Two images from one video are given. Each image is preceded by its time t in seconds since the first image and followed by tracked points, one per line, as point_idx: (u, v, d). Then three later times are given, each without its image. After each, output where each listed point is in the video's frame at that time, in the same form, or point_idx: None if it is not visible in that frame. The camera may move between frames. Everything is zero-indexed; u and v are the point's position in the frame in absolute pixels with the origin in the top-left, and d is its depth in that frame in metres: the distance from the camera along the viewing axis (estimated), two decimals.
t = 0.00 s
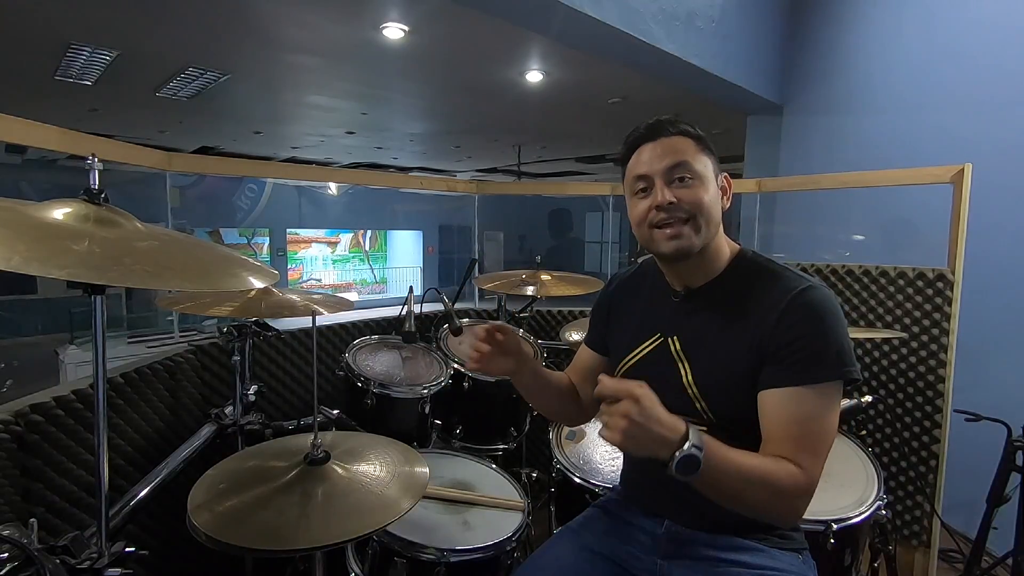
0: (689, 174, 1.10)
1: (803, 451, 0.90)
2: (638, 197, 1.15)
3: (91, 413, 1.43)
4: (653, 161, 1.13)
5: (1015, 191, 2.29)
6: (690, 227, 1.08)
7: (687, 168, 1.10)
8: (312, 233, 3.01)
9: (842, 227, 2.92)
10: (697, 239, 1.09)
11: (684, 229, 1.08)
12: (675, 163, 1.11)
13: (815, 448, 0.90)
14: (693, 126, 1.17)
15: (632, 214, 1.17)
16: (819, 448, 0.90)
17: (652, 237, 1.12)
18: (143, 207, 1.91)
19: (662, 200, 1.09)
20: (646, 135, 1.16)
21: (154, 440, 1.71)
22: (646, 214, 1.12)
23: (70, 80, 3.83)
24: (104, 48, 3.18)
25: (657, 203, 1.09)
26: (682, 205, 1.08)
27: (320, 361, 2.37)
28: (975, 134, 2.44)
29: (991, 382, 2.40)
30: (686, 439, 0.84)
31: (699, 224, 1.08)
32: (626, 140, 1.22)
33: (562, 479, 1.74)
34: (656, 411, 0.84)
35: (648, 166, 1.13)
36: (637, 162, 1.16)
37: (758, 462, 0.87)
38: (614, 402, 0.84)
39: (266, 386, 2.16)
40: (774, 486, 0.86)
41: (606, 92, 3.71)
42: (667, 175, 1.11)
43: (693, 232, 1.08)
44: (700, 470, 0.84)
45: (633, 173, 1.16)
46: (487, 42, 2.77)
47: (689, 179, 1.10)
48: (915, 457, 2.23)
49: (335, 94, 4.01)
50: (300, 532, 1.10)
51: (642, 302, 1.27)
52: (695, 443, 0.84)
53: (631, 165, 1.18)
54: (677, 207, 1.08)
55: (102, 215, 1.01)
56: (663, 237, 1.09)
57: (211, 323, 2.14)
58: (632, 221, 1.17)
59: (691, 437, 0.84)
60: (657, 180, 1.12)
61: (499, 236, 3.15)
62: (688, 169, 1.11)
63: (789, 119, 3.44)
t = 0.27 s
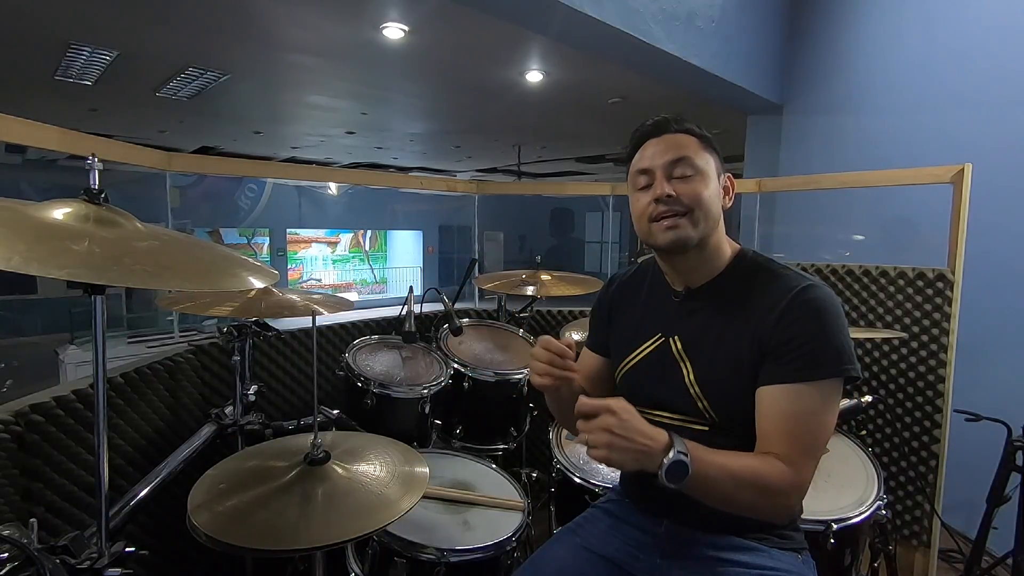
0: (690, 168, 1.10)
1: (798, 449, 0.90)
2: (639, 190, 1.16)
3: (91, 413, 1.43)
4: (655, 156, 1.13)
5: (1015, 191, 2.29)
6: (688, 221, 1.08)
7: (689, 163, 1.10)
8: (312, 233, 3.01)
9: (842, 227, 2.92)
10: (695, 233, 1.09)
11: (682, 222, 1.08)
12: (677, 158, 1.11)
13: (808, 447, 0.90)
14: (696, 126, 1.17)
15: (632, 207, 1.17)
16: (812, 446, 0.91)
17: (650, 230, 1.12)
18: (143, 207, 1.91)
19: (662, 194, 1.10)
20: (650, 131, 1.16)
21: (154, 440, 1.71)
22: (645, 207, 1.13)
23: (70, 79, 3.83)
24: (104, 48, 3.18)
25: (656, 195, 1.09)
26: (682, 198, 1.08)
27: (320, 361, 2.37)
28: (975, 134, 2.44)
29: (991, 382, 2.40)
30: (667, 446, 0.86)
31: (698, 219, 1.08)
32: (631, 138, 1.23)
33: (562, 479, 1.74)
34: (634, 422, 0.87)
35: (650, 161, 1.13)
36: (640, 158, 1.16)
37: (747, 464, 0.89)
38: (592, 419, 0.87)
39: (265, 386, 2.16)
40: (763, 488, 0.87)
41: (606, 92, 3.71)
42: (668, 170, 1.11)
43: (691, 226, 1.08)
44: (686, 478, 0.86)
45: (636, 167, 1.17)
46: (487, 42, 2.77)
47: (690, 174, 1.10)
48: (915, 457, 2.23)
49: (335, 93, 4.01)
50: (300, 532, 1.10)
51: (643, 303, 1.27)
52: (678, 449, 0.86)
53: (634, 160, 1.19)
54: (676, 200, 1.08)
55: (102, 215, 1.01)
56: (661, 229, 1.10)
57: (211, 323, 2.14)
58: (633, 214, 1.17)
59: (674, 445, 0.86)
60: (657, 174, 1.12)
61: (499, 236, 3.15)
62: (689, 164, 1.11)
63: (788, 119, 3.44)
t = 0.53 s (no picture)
0: (670, 180, 1.09)
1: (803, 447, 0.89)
2: (627, 206, 1.17)
3: (91, 413, 1.43)
4: (637, 171, 1.13)
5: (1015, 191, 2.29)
6: (671, 237, 1.08)
7: (671, 176, 1.09)
8: (312, 233, 3.01)
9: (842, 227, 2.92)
10: (681, 246, 1.08)
11: (665, 239, 1.08)
12: (657, 171, 1.10)
13: (812, 446, 0.89)
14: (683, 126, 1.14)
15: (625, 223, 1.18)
16: (817, 446, 0.90)
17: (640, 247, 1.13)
18: (143, 207, 1.91)
19: (644, 212, 1.10)
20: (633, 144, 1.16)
21: (154, 440, 1.71)
22: (636, 224, 1.13)
23: (70, 79, 3.83)
24: (104, 48, 3.18)
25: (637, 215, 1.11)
26: (661, 215, 1.08)
27: (320, 361, 2.37)
28: (976, 134, 2.44)
29: (991, 382, 2.40)
30: (653, 432, 0.90)
31: (682, 232, 1.08)
32: (621, 147, 1.23)
33: (562, 479, 1.74)
34: (619, 411, 0.91)
35: (632, 178, 1.14)
36: (625, 173, 1.17)
37: (742, 461, 0.89)
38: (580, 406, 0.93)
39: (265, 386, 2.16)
40: (756, 485, 0.88)
41: (606, 92, 3.71)
42: (649, 185, 1.11)
43: (674, 241, 1.08)
44: (671, 463, 0.89)
45: (624, 181, 1.17)
46: (487, 42, 2.77)
47: (670, 186, 1.09)
48: (915, 457, 2.23)
49: (335, 94, 4.01)
50: (300, 532, 1.10)
51: (645, 302, 1.27)
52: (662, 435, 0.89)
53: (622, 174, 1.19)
54: (656, 218, 1.08)
55: (102, 215, 1.01)
56: (648, 247, 1.11)
57: (211, 323, 2.14)
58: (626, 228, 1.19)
59: (657, 431, 0.90)
60: (640, 191, 1.12)
61: (499, 236, 3.15)
62: (669, 175, 1.09)
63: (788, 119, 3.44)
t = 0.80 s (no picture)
0: (701, 189, 1.07)
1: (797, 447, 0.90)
2: (647, 207, 1.13)
3: (91, 414, 1.43)
4: (665, 172, 1.09)
5: (1015, 191, 2.29)
6: (697, 248, 1.07)
7: (703, 185, 1.07)
8: (312, 233, 3.01)
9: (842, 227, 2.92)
10: (703, 258, 1.08)
11: (690, 249, 1.07)
12: (688, 177, 1.07)
13: (806, 448, 0.90)
14: (707, 129, 1.12)
15: (640, 223, 1.15)
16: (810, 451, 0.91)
17: (658, 252, 1.11)
18: (143, 207, 1.91)
19: (671, 218, 1.08)
20: (660, 140, 1.12)
21: (154, 440, 1.71)
22: (656, 228, 1.10)
23: (70, 79, 3.83)
24: (104, 48, 3.18)
25: (665, 220, 1.08)
26: (691, 224, 1.06)
27: (320, 361, 2.38)
28: (976, 134, 2.44)
29: (991, 382, 2.40)
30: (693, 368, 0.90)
31: (706, 243, 1.08)
32: (639, 140, 1.18)
33: (562, 479, 1.74)
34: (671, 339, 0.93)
35: (660, 178, 1.10)
36: (648, 170, 1.12)
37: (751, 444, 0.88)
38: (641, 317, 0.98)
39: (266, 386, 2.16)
40: (761, 470, 0.87)
41: (606, 92, 3.71)
42: (679, 190, 1.08)
43: (698, 253, 1.07)
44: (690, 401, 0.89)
45: (644, 182, 1.13)
46: (486, 42, 2.76)
47: (702, 196, 1.07)
48: (915, 457, 2.23)
49: (335, 94, 4.01)
50: (300, 532, 1.10)
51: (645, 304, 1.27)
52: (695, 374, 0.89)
53: (642, 170, 1.15)
54: (685, 227, 1.06)
55: (102, 215, 1.01)
56: (669, 255, 1.09)
57: (211, 323, 2.14)
58: (639, 228, 1.16)
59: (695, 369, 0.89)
60: (667, 194, 1.09)
61: (499, 236, 3.16)
62: (700, 184, 1.07)
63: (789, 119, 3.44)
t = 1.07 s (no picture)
0: (707, 187, 1.07)
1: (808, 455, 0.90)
2: (652, 206, 1.13)
3: (91, 414, 1.43)
4: (670, 170, 1.09)
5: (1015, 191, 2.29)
6: (702, 245, 1.07)
7: (708, 182, 1.07)
8: (312, 233, 3.01)
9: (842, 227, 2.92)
10: (709, 256, 1.08)
11: (696, 247, 1.07)
12: (694, 175, 1.07)
13: (816, 457, 0.90)
14: (712, 126, 1.11)
15: (644, 222, 1.16)
16: (820, 461, 0.90)
17: (663, 249, 1.12)
18: (143, 207, 1.91)
19: (676, 216, 1.08)
20: (665, 138, 1.12)
21: (154, 440, 1.71)
22: (661, 226, 1.11)
23: (70, 79, 3.83)
24: (104, 48, 3.18)
25: (670, 218, 1.08)
26: (697, 222, 1.07)
27: (320, 361, 2.37)
28: (975, 134, 2.44)
29: (991, 382, 2.40)
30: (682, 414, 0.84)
31: (712, 241, 1.08)
32: (643, 138, 1.18)
33: (562, 479, 1.74)
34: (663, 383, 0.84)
35: (665, 176, 1.10)
36: (653, 168, 1.12)
37: (759, 454, 0.88)
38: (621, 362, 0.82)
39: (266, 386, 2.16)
40: (770, 478, 0.87)
41: (606, 92, 3.71)
42: (684, 188, 1.08)
43: (704, 251, 1.08)
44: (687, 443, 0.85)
45: (649, 180, 1.14)
46: (486, 42, 2.76)
47: (708, 193, 1.07)
48: (915, 457, 2.23)
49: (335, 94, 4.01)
50: (301, 532, 1.10)
51: (647, 305, 1.27)
52: (686, 422, 0.84)
53: (647, 168, 1.15)
54: (691, 224, 1.07)
55: (102, 215, 1.01)
56: (674, 253, 1.09)
57: (211, 323, 2.14)
58: (643, 227, 1.17)
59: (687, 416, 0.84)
60: (672, 192, 1.09)
61: (499, 236, 3.16)
62: (706, 181, 1.07)
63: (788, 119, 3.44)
